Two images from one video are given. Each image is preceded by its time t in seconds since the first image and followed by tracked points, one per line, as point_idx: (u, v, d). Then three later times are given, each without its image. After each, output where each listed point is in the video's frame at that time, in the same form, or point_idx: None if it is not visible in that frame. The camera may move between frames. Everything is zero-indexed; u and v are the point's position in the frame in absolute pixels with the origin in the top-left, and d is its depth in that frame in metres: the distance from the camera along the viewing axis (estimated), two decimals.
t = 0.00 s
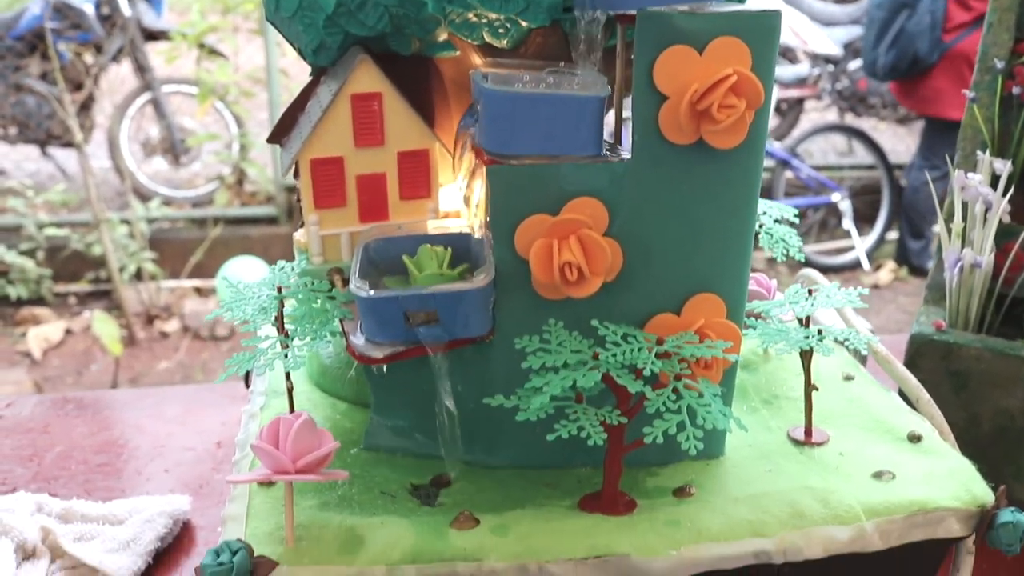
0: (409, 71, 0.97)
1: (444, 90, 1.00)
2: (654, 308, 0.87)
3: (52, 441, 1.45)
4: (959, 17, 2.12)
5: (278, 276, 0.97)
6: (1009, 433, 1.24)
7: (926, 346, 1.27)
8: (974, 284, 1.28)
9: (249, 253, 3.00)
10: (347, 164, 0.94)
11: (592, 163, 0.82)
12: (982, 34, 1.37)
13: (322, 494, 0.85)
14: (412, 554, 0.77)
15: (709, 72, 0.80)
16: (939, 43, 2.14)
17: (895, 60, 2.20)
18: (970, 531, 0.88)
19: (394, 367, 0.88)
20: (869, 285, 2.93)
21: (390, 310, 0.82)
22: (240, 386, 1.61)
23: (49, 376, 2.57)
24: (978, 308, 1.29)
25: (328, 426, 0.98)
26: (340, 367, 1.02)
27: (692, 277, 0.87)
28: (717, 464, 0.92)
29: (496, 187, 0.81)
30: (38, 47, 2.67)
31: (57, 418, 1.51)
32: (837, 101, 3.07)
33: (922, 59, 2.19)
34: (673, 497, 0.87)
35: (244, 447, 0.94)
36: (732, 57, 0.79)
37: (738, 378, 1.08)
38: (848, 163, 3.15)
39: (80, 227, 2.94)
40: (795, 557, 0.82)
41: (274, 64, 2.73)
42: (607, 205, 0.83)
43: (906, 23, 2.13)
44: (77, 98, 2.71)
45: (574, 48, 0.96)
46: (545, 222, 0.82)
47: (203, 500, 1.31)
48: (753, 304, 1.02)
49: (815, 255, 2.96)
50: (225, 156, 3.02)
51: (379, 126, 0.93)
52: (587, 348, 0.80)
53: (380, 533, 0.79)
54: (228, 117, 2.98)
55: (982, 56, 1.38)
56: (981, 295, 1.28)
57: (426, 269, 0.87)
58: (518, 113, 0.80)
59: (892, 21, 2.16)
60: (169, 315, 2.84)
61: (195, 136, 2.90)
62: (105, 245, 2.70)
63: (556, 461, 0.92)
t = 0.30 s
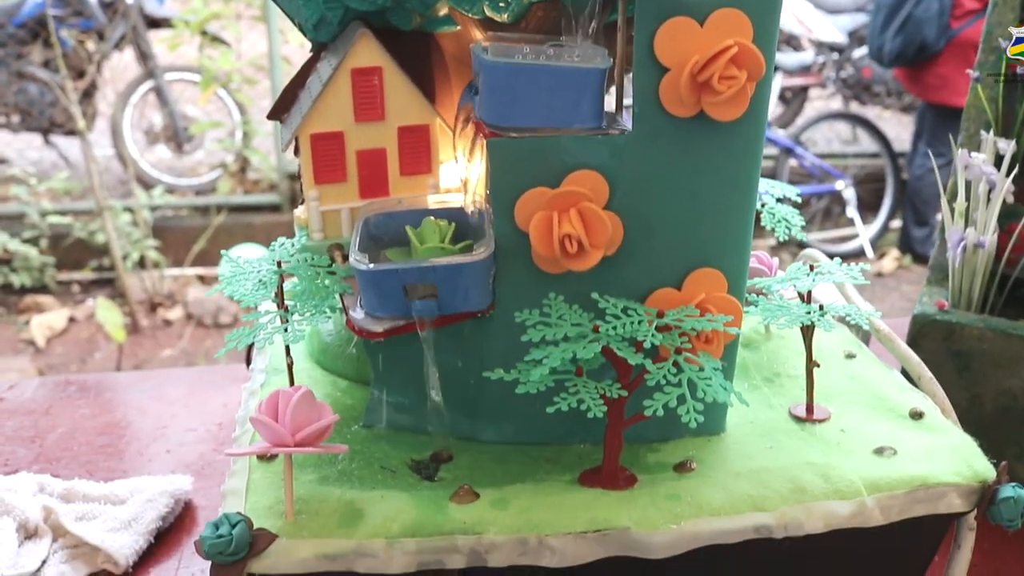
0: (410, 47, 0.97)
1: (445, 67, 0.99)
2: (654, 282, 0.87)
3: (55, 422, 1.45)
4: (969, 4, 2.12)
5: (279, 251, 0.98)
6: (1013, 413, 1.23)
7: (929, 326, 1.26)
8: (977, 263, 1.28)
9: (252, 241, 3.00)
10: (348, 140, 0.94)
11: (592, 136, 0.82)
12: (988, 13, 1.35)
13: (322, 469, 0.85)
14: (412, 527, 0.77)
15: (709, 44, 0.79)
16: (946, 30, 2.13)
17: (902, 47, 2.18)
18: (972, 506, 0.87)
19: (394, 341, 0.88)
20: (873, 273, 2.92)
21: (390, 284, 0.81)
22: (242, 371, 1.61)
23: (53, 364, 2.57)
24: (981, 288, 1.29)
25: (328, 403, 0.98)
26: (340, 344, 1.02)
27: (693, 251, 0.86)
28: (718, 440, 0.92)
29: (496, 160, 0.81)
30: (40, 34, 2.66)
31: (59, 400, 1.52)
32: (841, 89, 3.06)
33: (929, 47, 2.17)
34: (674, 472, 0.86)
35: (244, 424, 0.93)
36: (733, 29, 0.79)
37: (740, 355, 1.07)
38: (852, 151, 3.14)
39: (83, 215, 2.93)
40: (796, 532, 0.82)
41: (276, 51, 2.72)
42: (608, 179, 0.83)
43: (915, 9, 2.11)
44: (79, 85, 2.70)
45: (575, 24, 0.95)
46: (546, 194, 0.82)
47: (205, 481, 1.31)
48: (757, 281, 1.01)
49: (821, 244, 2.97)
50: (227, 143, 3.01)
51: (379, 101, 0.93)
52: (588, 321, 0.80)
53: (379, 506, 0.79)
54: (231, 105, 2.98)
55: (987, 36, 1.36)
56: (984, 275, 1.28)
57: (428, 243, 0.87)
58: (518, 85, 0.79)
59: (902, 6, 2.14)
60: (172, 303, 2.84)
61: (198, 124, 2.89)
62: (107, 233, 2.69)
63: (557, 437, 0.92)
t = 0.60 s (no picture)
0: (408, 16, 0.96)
1: (444, 37, 0.98)
2: (653, 251, 0.86)
3: (54, 399, 1.45)
4: None
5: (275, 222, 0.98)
6: (1013, 388, 1.23)
7: (930, 301, 1.25)
8: (978, 239, 1.27)
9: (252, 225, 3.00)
10: (345, 109, 0.93)
11: (591, 102, 0.81)
12: None
13: (319, 438, 0.84)
14: (409, 494, 0.76)
15: (709, 7, 0.78)
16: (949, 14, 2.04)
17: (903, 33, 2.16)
18: (972, 477, 0.87)
19: (391, 311, 0.87)
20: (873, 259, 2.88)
21: (387, 251, 0.81)
22: (241, 350, 1.60)
23: (53, 348, 2.57)
24: (982, 264, 1.28)
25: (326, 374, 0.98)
26: (338, 316, 1.01)
27: (692, 219, 0.86)
28: (717, 411, 0.91)
29: (494, 126, 0.80)
30: (38, 18, 2.65)
31: (58, 378, 1.51)
32: (844, 74, 3.04)
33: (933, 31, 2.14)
34: (673, 442, 0.86)
35: (240, 394, 0.93)
36: None
37: (740, 328, 1.07)
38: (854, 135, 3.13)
39: (83, 199, 2.93)
40: (795, 501, 0.82)
41: (276, 35, 2.71)
42: (607, 146, 0.82)
43: None
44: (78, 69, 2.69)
45: None
46: (544, 160, 0.81)
47: (203, 457, 1.31)
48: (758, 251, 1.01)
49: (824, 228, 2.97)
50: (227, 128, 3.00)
51: (377, 70, 0.92)
52: (586, 288, 0.79)
53: (376, 474, 0.78)
54: (230, 89, 2.96)
55: (991, 11, 1.35)
56: (985, 251, 1.27)
57: (426, 212, 0.86)
58: (516, 50, 0.78)
59: None
60: (172, 287, 2.84)
61: (198, 108, 2.88)
62: (107, 217, 2.69)
63: (555, 408, 0.91)
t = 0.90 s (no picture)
0: None
1: (444, 8, 0.98)
2: (655, 221, 0.86)
3: (54, 377, 1.45)
4: None
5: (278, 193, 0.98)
6: (1015, 364, 1.23)
7: (932, 277, 1.25)
8: (981, 214, 1.27)
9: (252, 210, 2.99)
10: (346, 79, 0.92)
11: (593, 70, 0.80)
12: None
13: (321, 408, 0.84)
14: (410, 463, 0.76)
15: None
16: None
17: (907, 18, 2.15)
18: (974, 448, 0.87)
19: (391, 281, 0.87)
20: (875, 243, 2.88)
21: (389, 220, 0.80)
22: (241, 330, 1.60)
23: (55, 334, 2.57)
24: (984, 240, 1.28)
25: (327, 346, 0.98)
26: (339, 289, 1.01)
27: (695, 189, 0.85)
28: (719, 382, 0.91)
29: (495, 93, 0.80)
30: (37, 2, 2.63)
31: (58, 357, 1.51)
32: (846, 58, 3.02)
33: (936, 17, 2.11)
34: (675, 412, 0.85)
35: (241, 366, 0.93)
36: None
37: (742, 302, 1.07)
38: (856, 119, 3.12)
39: (83, 184, 2.92)
40: (798, 470, 0.82)
41: (276, 19, 2.69)
42: (609, 114, 0.82)
43: None
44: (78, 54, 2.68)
45: None
46: (546, 128, 0.81)
47: (205, 435, 1.31)
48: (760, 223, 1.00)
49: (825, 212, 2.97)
50: (227, 112, 2.99)
51: (377, 40, 0.91)
52: (587, 257, 0.79)
53: (377, 443, 0.78)
54: (230, 73, 2.95)
55: None
56: (988, 226, 1.27)
57: (422, 180, 0.86)
58: (517, 15, 0.78)
59: None
60: (173, 272, 2.83)
61: (197, 93, 2.87)
62: (108, 202, 2.68)
63: (556, 379, 0.91)
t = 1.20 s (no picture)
0: None
1: None
2: (656, 197, 0.86)
3: (53, 360, 1.45)
4: None
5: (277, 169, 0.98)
6: (1015, 346, 1.23)
7: (932, 259, 1.25)
8: (981, 196, 1.26)
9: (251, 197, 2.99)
10: (345, 57, 0.92)
11: (592, 45, 0.80)
12: None
13: (320, 385, 0.84)
14: (409, 439, 0.76)
15: None
16: None
17: (905, 8, 2.14)
18: (974, 426, 0.86)
19: (390, 258, 0.87)
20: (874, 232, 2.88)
21: (388, 196, 0.80)
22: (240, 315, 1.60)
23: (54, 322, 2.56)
24: (985, 222, 1.28)
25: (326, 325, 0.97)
26: (338, 268, 1.01)
27: (695, 165, 0.85)
28: (720, 360, 0.90)
29: (494, 69, 0.80)
30: None
31: (57, 340, 1.51)
32: (846, 46, 3.02)
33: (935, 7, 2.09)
34: (675, 389, 0.85)
35: (240, 343, 0.92)
36: None
37: (742, 282, 1.06)
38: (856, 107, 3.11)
39: (82, 172, 2.91)
40: (798, 447, 0.81)
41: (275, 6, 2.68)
42: (609, 89, 0.81)
43: None
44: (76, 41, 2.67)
45: None
46: (546, 103, 0.80)
47: (204, 418, 1.31)
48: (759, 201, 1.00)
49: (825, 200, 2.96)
50: (226, 100, 2.98)
51: (377, 17, 0.91)
52: (587, 232, 0.79)
53: (377, 419, 0.78)
54: (229, 61, 2.94)
55: None
56: (988, 209, 1.27)
57: (424, 158, 0.86)
58: None
59: None
60: (172, 260, 2.83)
61: (196, 80, 2.86)
62: (106, 190, 2.67)
63: (557, 358, 0.91)
